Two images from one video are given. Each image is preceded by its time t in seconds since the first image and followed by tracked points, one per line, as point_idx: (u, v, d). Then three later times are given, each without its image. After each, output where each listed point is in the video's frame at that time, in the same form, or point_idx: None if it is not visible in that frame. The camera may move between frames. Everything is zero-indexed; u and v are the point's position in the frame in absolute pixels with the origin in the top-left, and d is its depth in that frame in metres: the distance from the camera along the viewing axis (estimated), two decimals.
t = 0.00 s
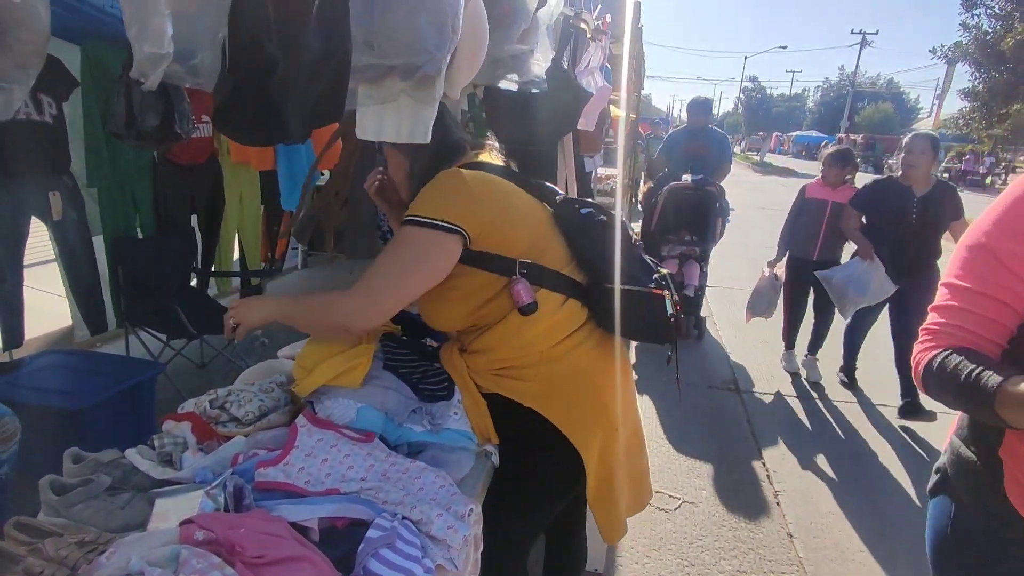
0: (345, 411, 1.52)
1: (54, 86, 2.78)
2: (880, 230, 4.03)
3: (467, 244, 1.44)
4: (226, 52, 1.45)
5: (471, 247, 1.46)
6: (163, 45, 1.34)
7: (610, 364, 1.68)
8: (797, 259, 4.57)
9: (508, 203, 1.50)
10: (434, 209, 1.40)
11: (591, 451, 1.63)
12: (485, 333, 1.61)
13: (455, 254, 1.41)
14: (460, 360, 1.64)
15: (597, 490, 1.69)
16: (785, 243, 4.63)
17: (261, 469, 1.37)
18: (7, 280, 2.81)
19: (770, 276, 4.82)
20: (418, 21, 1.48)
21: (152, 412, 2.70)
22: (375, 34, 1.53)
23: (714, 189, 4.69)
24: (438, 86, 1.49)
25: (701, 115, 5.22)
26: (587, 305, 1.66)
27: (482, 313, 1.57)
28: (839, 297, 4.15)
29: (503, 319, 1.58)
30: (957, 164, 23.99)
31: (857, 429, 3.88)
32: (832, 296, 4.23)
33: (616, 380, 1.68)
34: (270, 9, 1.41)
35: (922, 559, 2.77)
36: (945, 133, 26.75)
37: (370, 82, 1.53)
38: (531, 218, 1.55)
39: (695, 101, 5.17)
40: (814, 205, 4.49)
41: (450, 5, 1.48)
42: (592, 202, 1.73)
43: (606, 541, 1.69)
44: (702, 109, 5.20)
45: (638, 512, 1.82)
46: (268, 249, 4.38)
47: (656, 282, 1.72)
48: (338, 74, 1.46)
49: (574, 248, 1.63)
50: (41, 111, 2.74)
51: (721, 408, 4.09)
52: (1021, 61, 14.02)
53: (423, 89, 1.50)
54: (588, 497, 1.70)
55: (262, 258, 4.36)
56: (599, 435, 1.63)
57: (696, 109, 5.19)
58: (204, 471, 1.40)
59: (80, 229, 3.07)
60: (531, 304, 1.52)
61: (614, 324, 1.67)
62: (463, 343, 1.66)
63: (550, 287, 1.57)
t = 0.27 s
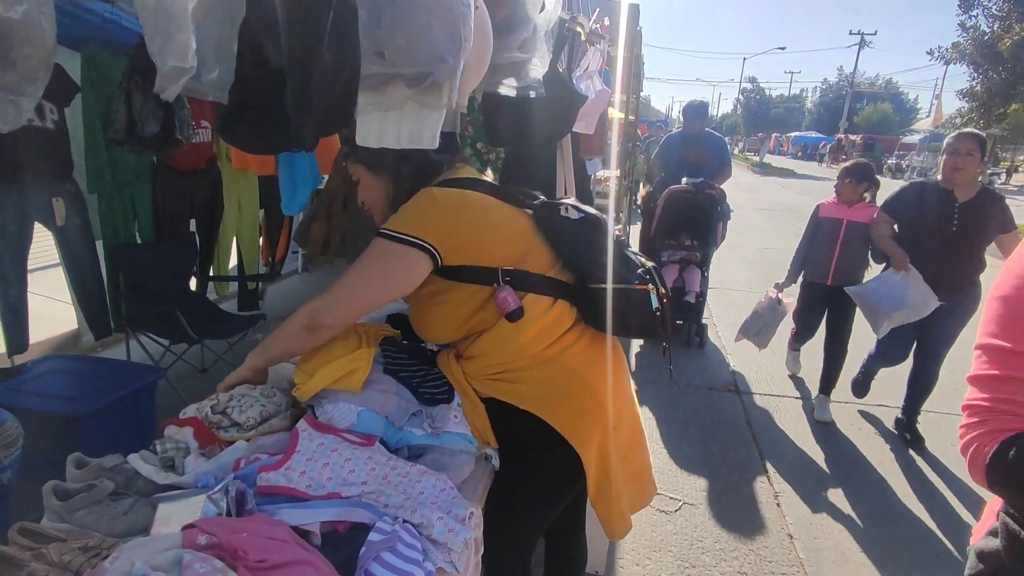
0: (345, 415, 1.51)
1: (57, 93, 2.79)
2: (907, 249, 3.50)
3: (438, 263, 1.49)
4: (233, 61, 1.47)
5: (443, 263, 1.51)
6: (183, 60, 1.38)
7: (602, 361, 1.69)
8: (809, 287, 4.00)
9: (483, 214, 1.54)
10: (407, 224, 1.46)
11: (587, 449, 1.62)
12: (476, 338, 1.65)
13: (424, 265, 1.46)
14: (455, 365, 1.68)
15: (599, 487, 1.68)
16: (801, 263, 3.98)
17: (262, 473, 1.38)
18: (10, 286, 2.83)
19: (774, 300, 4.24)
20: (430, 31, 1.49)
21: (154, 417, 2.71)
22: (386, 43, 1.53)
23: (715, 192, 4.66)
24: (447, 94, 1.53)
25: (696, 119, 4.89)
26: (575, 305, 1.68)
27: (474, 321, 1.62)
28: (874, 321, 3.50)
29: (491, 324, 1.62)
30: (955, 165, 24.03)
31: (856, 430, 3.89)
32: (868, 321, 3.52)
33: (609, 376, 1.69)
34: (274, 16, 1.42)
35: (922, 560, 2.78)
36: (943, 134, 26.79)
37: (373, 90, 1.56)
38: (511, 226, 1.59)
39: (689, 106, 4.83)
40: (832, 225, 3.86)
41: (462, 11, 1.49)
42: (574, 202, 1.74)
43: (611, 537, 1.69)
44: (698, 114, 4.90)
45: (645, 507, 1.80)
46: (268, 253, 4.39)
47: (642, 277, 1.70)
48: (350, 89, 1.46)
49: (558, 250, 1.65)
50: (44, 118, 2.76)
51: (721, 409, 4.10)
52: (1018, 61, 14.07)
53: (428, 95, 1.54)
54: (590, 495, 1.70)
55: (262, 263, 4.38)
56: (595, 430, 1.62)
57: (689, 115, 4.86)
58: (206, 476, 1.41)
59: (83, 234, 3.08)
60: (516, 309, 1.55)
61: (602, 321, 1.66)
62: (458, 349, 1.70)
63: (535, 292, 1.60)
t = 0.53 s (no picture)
0: (346, 417, 1.52)
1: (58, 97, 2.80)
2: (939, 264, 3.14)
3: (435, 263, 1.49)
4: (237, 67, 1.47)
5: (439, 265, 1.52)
6: (184, 65, 1.45)
7: (599, 358, 1.68)
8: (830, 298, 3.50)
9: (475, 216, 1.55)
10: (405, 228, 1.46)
11: (586, 446, 1.62)
12: (472, 341, 1.65)
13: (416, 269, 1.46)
14: (451, 368, 1.68)
15: (599, 483, 1.68)
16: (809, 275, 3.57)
17: (264, 476, 1.39)
18: (11, 290, 2.83)
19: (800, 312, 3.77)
20: (427, 34, 1.51)
21: (156, 420, 2.71)
22: (384, 46, 1.53)
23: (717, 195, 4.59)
24: (444, 97, 1.55)
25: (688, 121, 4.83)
26: (571, 304, 1.67)
27: (471, 322, 1.63)
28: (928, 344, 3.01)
29: (486, 327, 1.62)
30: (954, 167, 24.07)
31: (856, 431, 3.89)
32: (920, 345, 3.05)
33: (607, 372, 1.68)
34: (275, 18, 1.42)
35: (923, 560, 2.79)
36: (942, 135, 26.84)
37: (370, 92, 1.56)
38: (504, 229, 1.60)
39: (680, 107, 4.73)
40: (852, 231, 3.42)
41: (460, 15, 1.51)
42: (565, 205, 1.75)
43: (613, 533, 1.69)
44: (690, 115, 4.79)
45: (646, 502, 1.80)
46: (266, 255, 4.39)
47: (629, 272, 1.74)
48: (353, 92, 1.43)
49: (552, 249, 1.65)
50: (45, 122, 2.76)
51: (721, 411, 4.10)
52: (1015, 62, 14.11)
53: (425, 98, 1.55)
54: (591, 492, 1.69)
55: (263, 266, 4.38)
56: (594, 427, 1.62)
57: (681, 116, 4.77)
58: (208, 479, 1.41)
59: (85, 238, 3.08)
60: (511, 310, 1.56)
61: (599, 318, 1.65)
62: (454, 352, 1.70)
63: (530, 292, 1.60)
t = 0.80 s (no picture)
0: (346, 418, 1.51)
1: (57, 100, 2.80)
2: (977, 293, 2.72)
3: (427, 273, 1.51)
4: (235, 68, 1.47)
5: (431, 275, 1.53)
6: (160, 66, 1.49)
7: (598, 360, 1.68)
8: (850, 328, 3.01)
9: (470, 221, 1.55)
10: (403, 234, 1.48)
11: (586, 449, 1.61)
12: (471, 343, 1.64)
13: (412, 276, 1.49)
14: (450, 370, 1.66)
15: (598, 486, 1.67)
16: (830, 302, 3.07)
17: (265, 478, 1.38)
18: (10, 292, 2.82)
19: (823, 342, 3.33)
20: (418, 33, 1.52)
21: (156, 422, 2.70)
22: (376, 45, 1.54)
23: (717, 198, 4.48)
24: (435, 97, 1.56)
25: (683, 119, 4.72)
26: (569, 306, 1.66)
27: (467, 328, 1.63)
28: (941, 374, 2.72)
29: (485, 330, 1.61)
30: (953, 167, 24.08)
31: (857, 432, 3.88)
32: (931, 374, 2.76)
33: (606, 375, 1.67)
34: (272, 20, 1.42)
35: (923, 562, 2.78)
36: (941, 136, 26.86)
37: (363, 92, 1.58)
38: (502, 232, 1.60)
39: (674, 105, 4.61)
40: (881, 255, 2.93)
41: (449, 17, 1.53)
42: (564, 205, 1.74)
43: (611, 536, 1.69)
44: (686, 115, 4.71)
45: (644, 505, 1.80)
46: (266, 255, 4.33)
47: (630, 274, 1.71)
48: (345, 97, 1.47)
49: (549, 251, 1.63)
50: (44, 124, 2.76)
51: (721, 412, 4.10)
52: (1015, 63, 14.10)
53: (416, 99, 1.56)
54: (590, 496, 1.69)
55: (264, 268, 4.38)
56: (592, 430, 1.62)
57: (675, 114, 4.66)
58: (209, 481, 1.41)
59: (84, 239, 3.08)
60: (507, 314, 1.56)
61: (597, 321, 1.65)
62: (452, 355, 1.69)
63: (526, 295, 1.59)
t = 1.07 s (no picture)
0: (345, 419, 1.51)
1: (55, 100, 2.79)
2: None
3: (427, 268, 1.51)
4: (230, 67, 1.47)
5: (434, 271, 1.53)
6: (152, 63, 1.47)
7: (598, 363, 1.67)
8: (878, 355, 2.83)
9: (470, 219, 1.54)
10: (405, 231, 1.48)
11: (585, 451, 1.61)
12: (471, 343, 1.64)
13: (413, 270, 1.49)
14: (450, 370, 1.66)
15: (596, 489, 1.66)
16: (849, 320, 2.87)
17: (265, 479, 1.38)
18: (8, 293, 2.82)
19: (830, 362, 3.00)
20: (418, 33, 1.51)
21: (156, 422, 2.70)
22: (376, 48, 1.54)
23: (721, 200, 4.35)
24: (437, 97, 1.53)
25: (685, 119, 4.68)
26: (569, 308, 1.65)
27: (466, 327, 1.62)
28: (969, 424, 2.54)
29: (486, 329, 1.61)
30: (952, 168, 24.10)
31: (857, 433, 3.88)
32: (958, 422, 2.57)
33: (606, 378, 1.66)
34: (271, 21, 1.42)
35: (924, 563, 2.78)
36: (940, 137, 26.88)
37: (368, 94, 1.56)
38: (503, 233, 1.59)
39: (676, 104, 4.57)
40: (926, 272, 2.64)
41: (448, 17, 1.50)
42: (566, 205, 1.73)
43: (609, 541, 1.68)
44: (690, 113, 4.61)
45: (642, 509, 1.79)
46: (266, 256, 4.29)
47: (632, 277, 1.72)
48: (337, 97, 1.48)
49: (550, 253, 1.63)
50: (43, 124, 2.75)
51: (721, 412, 4.09)
52: (1015, 64, 14.11)
53: (419, 99, 1.53)
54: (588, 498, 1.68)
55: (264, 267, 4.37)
56: (591, 431, 1.61)
57: (677, 114, 4.61)
58: (208, 482, 1.40)
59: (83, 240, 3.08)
60: (505, 314, 1.56)
61: (599, 324, 1.64)
62: (452, 354, 1.69)
63: (526, 295, 1.59)
